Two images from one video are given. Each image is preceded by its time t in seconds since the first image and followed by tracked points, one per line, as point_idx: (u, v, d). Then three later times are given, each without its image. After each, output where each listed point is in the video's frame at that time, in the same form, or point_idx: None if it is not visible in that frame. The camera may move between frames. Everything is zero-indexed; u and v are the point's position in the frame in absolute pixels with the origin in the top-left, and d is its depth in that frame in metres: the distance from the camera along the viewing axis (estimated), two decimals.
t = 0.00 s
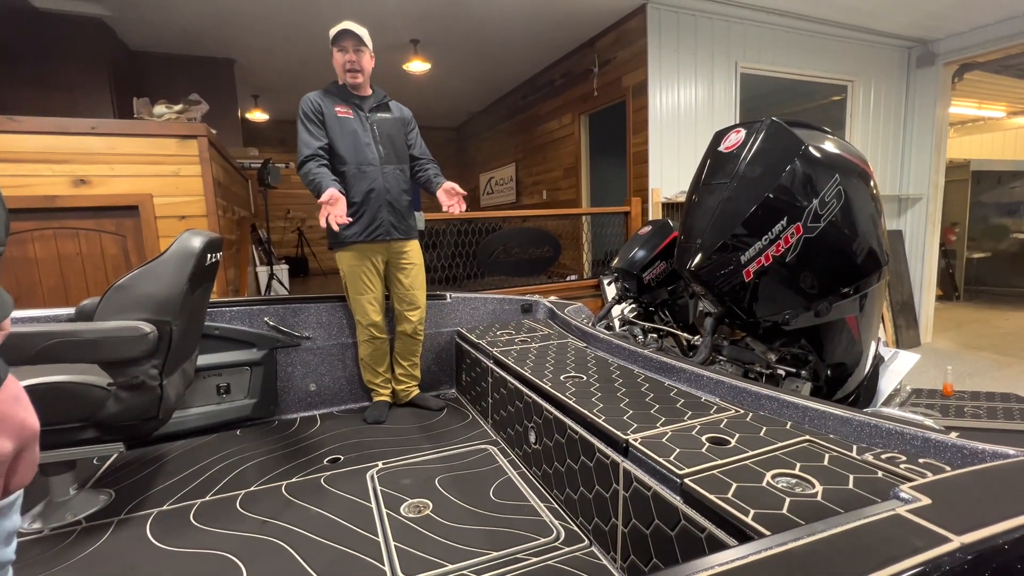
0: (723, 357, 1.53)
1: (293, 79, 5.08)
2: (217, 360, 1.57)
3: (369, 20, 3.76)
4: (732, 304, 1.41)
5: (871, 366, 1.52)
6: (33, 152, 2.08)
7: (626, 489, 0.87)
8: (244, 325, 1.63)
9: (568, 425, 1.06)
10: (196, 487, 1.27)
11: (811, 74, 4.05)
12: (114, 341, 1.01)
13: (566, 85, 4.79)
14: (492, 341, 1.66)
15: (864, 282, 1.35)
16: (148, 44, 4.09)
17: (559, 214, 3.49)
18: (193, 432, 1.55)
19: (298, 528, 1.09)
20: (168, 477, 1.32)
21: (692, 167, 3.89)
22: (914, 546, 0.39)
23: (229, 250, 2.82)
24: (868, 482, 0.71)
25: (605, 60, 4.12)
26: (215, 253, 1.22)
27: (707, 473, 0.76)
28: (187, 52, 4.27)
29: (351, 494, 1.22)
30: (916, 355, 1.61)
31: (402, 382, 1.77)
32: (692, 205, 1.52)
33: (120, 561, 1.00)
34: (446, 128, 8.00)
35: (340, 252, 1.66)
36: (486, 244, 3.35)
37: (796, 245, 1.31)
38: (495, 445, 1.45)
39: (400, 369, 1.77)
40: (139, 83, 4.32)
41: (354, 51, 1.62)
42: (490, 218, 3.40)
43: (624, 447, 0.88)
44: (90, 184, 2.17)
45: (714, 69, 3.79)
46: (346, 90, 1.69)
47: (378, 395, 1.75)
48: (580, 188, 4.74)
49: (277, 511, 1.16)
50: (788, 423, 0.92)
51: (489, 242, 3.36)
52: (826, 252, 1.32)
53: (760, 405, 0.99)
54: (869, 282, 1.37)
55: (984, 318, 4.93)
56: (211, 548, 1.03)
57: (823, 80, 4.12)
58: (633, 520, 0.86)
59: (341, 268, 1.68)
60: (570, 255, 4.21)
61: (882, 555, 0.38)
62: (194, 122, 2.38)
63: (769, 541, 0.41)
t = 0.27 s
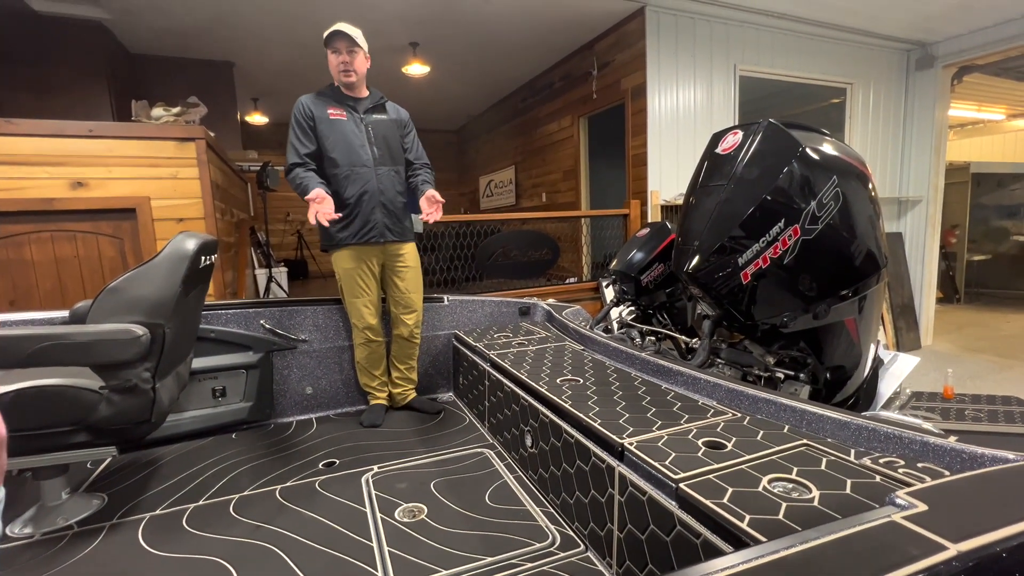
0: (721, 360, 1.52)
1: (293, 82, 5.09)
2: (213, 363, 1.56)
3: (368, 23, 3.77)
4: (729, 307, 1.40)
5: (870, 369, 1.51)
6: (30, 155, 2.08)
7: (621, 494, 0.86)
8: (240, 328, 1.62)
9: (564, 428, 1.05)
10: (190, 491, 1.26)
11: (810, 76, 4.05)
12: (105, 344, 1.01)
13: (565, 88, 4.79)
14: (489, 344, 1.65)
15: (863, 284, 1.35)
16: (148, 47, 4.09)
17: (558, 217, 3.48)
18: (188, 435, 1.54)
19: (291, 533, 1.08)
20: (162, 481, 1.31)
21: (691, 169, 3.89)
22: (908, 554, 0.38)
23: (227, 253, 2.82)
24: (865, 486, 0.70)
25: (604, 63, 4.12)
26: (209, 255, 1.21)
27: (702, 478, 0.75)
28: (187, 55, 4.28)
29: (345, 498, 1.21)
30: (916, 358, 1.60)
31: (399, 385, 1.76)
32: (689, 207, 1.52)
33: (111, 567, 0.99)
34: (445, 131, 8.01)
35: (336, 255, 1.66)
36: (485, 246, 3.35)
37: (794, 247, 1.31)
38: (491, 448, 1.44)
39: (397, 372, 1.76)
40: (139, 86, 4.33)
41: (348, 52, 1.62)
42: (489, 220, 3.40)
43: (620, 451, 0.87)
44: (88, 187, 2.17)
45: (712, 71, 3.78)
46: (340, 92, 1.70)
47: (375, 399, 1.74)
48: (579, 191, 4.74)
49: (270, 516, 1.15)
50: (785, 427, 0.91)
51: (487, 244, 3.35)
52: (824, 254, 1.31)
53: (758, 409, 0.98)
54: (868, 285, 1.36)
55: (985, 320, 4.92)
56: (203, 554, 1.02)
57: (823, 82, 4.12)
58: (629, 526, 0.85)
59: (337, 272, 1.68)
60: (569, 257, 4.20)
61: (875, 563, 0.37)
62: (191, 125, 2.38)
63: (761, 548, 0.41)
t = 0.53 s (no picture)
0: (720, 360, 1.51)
1: (293, 82, 5.09)
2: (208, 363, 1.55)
3: (367, 23, 3.76)
4: (728, 307, 1.39)
5: (869, 369, 1.50)
6: (27, 154, 2.08)
7: (617, 495, 0.85)
8: (236, 328, 1.61)
9: (560, 429, 1.04)
10: (184, 492, 1.26)
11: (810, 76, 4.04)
12: (97, 344, 1.00)
13: (565, 88, 4.78)
14: (486, 344, 1.64)
15: (862, 284, 1.34)
16: (147, 47, 4.09)
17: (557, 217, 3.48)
18: (183, 436, 1.53)
19: (284, 534, 1.07)
20: (157, 481, 1.31)
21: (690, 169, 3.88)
22: (904, 558, 0.37)
23: (225, 253, 2.82)
24: (863, 488, 0.69)
25: (603, 63, 4.12)
26: (203, 254, 1.21)
27: (698, 479, 0.74)
28: (186, 54, 4.28)
29: (339, 499, 1.20)
30: (916, 358, 1.58)
31: (396, 386, 1.75)
32: (687, 206, 1.51)
33: (102, 568, 0.98)
34: (446, 131, 8.00)
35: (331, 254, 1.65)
36: (483, 246, 3.34)
37: (792, 246, 1.30)
38: (488, 449, 1.43)
39: (394, 372, 1.75)
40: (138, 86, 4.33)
41: (342, 50, 1.61)
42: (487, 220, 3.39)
43: (616, 452, 0.86)
44: (85, 186, 2.17)
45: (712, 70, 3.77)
46: (334, 91, 1.69)
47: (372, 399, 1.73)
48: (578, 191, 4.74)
49: (264, 517, 1.14)
50: (783, 428, 0.90)
51: (486, 244, 3.34)
52: (823, 254, 1.30)
53: (755, 409, 0.97)
54: (867, 284, 1.35)
55: (986, 320, 4.90)
56: (196, 555, 1.02)
57: (823, 81, 4.11)
58: (625, 527, 0.84)
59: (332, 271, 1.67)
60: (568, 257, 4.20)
61: (871, 568, 0.36)
62: (189, 124, 2.38)
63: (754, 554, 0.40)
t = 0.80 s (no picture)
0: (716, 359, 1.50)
1: (290, 79, 5.07)
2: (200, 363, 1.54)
3: (363, 20, 3.74)
4: (724, 306, 1.38)
5: (866, 369, 1.49)
6: (17, 151, 2.05)
7: (609, 498, 0.84)
8: (229, 327, 1.60)
9: (553, 430, 1.03)
10: (175, 493, 1.24)
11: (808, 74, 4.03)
12: (83, 344, 0.98)
13: (562, 85, 4.76)
14: (481, 343, 1.63)
15: (859, 283, 1.33)
16: (142, 43, 4.06)
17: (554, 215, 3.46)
18: (175, 436, 1.52)
19: (274, 536, 1.06)
20: (147, 482, 1.29)
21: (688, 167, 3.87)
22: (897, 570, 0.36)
23: (220, 250, 2.80)
24: (857, 492, 0.68)
25: (601, 60, 4.10)
26: (192, 253, 1.19)
27: (691, 482, 0.73)
28: (181, 51, 4.25)
29: (331, 500, 1.19)
30: (913, 358, 1.57)
31: (390, 385, 1.74)
32: (683, 204, 1.49)
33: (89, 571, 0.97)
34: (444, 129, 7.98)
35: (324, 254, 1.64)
36: (480, 245, 3.31)
37: (789, 246, 1.29)
38: (482, 449, 1.42)
39: (388, 372, 1.74)
40: (133, 83, 4.30)
41: (337, 48, 1.59)
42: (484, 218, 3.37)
43: (608, 454, 0.85)
44: (77, 184, 2.15)
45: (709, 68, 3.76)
46: (326, 88, 1.67)
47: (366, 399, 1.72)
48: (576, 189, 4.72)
49: (254, 519, 1.13)
50: (777, 429, 0.89)
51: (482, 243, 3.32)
52: (819, 253, 1.29)
53: (750, 410, 0.96)
54: (864, 284, 1.34)
55: (984, 319, 4.90)
56: (184, 558, 1.00)
57: (820, 79, 4.10)
58: (617, 531, 0.83)
59: (326, 271, 1.66)
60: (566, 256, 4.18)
61: None
62: (182, 121, 2.35)
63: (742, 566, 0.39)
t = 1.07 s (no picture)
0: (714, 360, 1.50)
1: (289, 79, 5.06)
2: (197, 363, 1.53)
3: (362, 20, 3.74)
4: (721, 307, 1.37)
5: (865, 370, 1.48)
6: (15, 151, 2.05)
7: (604, 500, 0.84)
8: (225, 327, 1.59)
9: (549, 431, 1.02)
10: (169, 494, 1.24)
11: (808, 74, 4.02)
12: (75, 345, 0.98)
13: (562, 85, 4.76)
14: (478, 344, 1.63)
15: (857, 283, 1.32)
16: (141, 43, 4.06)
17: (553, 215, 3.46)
18: (171, 436, 1.51)
19: (268, 537, 1.06)
20: (142, 483, 1.29)
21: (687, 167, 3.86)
22: None
23: (218, 251, 2.79)
24: (852, 495, 0.67)
25: (600, 60, 4.10)
26: (187, 253, 1.19)
27: (685, 485, 0.73)
28: (181, 51, 4.25)
29: (325, 501, 1.19)
30: (912, 358, 1.56)
31: (387, 386, 1.74)
32: (680, 204, 1.49)
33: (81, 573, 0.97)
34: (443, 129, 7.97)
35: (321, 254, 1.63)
36: (479, 245, 3.34)
37: (786, 246, 1.28)
38: (478, 450, 1.41)
39: (385, 372, 1.74)
40: (133, 83, 4.30)
41: (337, 49, 1.59)
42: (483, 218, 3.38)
43: (603, 456, 0.85)
44: (74, 184, 2.15)
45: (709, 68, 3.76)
46: (322, 88, 1.66)
47: (362, 399, 1.71)
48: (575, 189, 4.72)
49: (248, 520, 1.12)
50: (774, 431, 0.89)
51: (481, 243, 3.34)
52: (817, 253, 1.28)
53: (747, 412, 0.95)
54: (862, 284, 1.33)
55: (985, 319, 4.88)
56: (177, 559, 1.00)
57: (820, 80, 4.10)
58: (612, 533, 0.82)
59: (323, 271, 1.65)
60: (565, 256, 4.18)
61: None
62: (180, 121, 2.35)
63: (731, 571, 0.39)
